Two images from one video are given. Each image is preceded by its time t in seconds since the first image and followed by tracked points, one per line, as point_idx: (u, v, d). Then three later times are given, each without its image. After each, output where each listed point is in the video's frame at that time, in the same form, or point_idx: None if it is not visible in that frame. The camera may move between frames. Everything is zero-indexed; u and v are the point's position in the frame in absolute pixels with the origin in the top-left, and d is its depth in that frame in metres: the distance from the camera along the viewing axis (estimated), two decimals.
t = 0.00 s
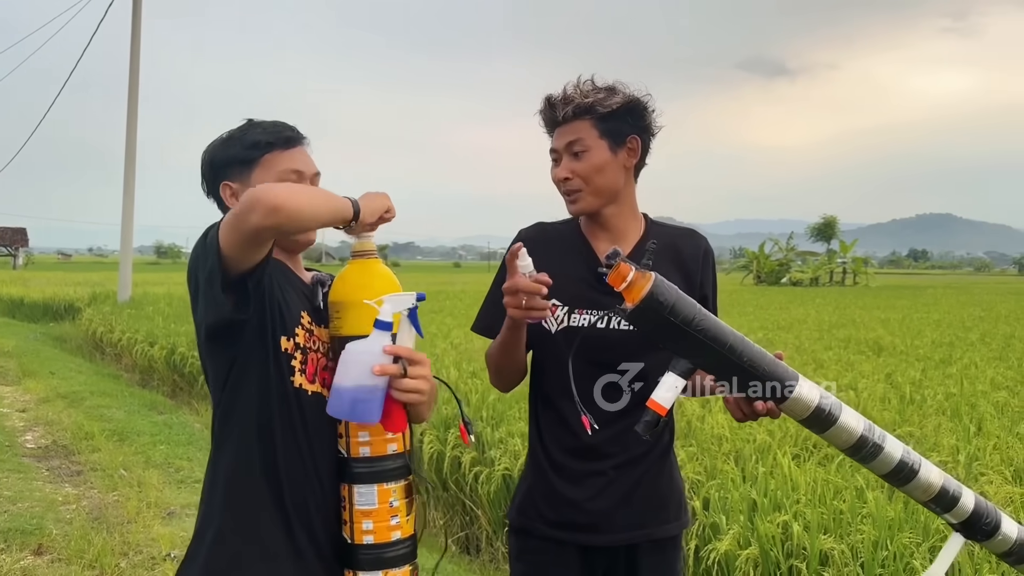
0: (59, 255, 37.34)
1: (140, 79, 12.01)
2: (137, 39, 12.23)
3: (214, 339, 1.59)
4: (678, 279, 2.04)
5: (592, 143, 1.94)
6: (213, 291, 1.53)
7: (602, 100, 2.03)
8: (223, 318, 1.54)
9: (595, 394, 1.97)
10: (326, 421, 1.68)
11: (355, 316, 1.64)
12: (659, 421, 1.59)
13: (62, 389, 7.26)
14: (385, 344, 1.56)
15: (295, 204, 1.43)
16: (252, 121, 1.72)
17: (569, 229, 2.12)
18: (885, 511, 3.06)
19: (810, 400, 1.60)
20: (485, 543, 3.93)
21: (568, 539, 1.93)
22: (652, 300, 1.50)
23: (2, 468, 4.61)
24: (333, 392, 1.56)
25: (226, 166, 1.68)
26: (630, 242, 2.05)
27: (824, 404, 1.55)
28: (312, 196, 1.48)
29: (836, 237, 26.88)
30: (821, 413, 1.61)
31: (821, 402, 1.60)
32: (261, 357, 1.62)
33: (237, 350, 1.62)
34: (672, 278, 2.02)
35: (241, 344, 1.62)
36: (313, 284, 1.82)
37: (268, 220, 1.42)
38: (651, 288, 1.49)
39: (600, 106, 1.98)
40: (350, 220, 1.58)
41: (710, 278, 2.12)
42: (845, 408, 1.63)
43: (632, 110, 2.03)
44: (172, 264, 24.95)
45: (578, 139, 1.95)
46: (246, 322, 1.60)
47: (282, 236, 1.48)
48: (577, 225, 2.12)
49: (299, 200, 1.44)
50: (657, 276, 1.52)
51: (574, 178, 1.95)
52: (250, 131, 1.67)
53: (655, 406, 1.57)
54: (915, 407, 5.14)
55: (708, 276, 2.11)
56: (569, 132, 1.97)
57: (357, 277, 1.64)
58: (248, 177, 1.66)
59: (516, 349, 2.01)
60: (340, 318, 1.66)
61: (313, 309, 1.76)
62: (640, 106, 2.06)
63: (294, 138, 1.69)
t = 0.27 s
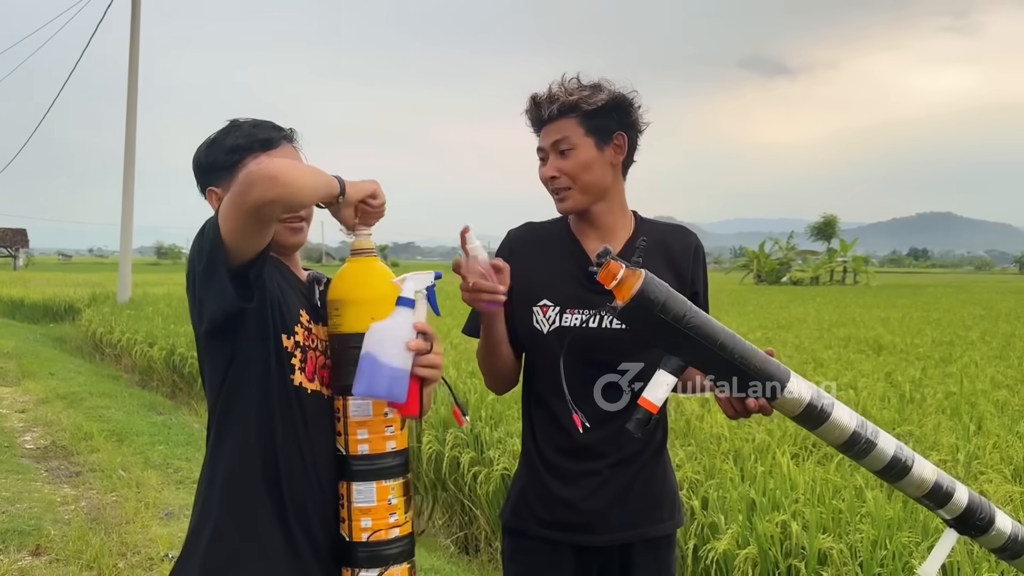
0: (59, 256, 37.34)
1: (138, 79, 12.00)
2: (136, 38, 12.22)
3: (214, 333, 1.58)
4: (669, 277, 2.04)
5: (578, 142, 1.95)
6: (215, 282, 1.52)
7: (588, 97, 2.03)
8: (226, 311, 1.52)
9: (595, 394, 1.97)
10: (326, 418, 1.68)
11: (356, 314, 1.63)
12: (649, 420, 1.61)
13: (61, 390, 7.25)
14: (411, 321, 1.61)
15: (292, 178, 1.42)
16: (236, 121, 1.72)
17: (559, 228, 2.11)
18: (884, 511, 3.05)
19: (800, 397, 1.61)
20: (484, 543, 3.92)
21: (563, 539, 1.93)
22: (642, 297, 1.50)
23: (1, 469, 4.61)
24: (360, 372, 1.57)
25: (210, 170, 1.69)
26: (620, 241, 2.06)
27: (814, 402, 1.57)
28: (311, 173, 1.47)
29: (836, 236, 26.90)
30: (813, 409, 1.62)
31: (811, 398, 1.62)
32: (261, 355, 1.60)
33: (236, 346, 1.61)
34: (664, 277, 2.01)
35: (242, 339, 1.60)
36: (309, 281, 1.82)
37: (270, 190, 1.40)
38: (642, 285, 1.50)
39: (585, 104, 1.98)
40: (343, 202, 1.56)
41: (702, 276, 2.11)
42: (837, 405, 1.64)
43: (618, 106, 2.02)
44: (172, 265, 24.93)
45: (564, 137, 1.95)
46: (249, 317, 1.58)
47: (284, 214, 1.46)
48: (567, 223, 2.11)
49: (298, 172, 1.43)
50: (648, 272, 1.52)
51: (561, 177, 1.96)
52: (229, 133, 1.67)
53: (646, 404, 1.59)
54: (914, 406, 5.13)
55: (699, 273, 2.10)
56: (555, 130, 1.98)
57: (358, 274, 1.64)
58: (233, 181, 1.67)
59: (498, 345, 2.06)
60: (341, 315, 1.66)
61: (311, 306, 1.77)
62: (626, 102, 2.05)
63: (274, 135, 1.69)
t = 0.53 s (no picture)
0: (64, 257, 37.41)
1: (142, 80, 12.02)
2: (140, 40, 12.24)
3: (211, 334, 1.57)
4: (663, 274, 2.04)
5: (566, 141, 1.95)
6: (206, 285, 1.51)
7: (576, 95, 2.03)
8: (219, 313, 1.52)
9: (595, 394, 1.96)
10: (324, 418, 1.67)
11: (366, 312, 1.63)
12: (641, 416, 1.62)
13: (65, 391, 7.26)
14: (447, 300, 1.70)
15: (283, 183, 1.44)
16: (229, 123, 1.71)
17: (550, 228, 2.11)
18: (886, 510, 3.05)
19: (795, 394, 1.61)
20: (487, 542, 3.92)
21: (561, 540, 1.92)
22: (635, 294, 1.52)
23: (5, 469, 4.61)
24: (413, 351, 1.60)
25: (203, 173, 1.68)
26: (611, 240, 2.06)
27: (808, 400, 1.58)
28: (298, 172, 1.49)
29: (841, 235, 26.85)
30: (807, 407, 1.63)
31: (806, 395, 1.62)
32: (258, 355, 1.59)
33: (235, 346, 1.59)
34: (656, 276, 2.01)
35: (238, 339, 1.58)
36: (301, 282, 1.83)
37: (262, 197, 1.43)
38: (635, 282, 1.51)
39: (573, 103, 1.98)
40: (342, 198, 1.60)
41: (695, 274, 2.11)
42: (831, 402, 1.64)
43: (606, 105, 2.02)
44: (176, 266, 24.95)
45: (552, 136, 1.96)
46: (245, 318, 1.57)
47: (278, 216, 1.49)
48: (557, 223, 2.12)
49: (286, 174, 1.45)
50: (640, 270, 1.53)
51: (550, 175, 1.96)
52: (224, 136, 1.67)
53: (639, 400, 1.60)
54: (918, 405, 5.12)
55: (691, 269, 2.10)
56: (543, 129, 1.98)
57: (364, 274, 1.64)
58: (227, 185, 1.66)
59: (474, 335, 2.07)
60: (347, 315, 1.64)
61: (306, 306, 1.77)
62: (615, 100, 2.05)
63: (267, 138, 1.69)
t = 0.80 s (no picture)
0: (72, 258, 37.54)
1: (150, 82, 12.06)
2: (147, 41, 12.28)
3: (213, 338, 1.58)
4: (658, 275, 2.03)
5: (560, 143, 1.94)
6: (213, 289, 1.51)
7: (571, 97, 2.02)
8: (223, 320, 1.53)
9: (595, 394, 1.95)
10: (321, 420, 1.67)
11: (361, 316, 1.64)
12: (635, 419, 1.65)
13: (73, 392, 7.29)
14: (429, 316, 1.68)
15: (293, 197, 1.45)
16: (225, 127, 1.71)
17: (546, 229, 2.11)
18: (892, 511, 3.04)
19: (787, 396, 1.61)
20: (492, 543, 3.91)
21: (558, 540, 1.92)
22: (626, 296, 1.51)
23: (13, 470, 4.63)
24: (387, 364, 1.59)
25: (199, 176, 1.68)
26: (608, 242, 2.05)
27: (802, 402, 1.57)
28: (306, 184, 1.49)
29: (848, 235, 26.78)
30: (800, 410, 1.62)
31: (798, 398, 1.61)
32: (259, 358, 1.60)
33: (236, 350, 1.60)
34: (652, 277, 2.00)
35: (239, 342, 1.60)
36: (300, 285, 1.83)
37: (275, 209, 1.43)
38: (627, 284, 1.50)
39: (568, 104, 1.97)
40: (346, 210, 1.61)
41: (691, 274, 2.10)
42: (825, 405, 1.64)
43: (601, 107, 2.02)
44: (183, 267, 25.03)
45: (546, 139, 1.95)
46: (246, 321, 1.58)
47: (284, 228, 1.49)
48: (554, 224, 2.11)
49: (296, 188, 1.45)
50: (632, 271, 1.53)
51: (544, 177, 1.96)
52: (223, 138, 1.67)
53: (632, 404, 1.62)
54: (925, 405, 5.10)
55: (688, 270, 2.09)
56: (537, 131, 1.97)
57: (360, 276, 1.65)
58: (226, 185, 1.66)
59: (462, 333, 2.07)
60: (341, 318, 1.65)
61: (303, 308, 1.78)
62: (610, 102, 2.04)
63: (264, 140, 1.70)
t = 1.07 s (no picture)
0: (84, 259, 37.73)
1: (160, 83, 12.11)
2: (158, 42, 12.33)
3: (210, 344, 1.58)
4: (660, 275, 2.03)
5: (558, 145, 1.94)
6: (215, 296, 1.52)
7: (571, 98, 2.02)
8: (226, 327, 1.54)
9: (595, 395, 1.95)
10: (319, 422, 1.68)
11: (355, 319, 1.63)
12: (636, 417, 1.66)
13: (83, 392, 7.33)
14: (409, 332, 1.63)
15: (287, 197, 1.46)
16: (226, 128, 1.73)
17: (547, 230, 2.11)
18: (901, 513, 3.02)
19: (790, 398, 1.60)
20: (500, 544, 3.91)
21: (560, 541, 1.92)
22: (628, 296, 1.51)
23: (24, 470, 4.66)
24: (361, 383, 1.58)
25: (202, 175, 1.68)
26: (609, 243, 2.05)
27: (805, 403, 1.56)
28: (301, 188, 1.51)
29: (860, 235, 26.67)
30: (802, 412, 1.61)
31: (801, 400, 1.61)
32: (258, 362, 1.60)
33: (235, 354, 1.60)
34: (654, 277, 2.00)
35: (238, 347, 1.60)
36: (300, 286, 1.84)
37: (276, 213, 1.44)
38: (629, 283, 1.50)
39: (566, 106, 1.97)
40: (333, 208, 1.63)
41: (693, 274, 2.10)
42: (827, 408, 1.63)
43: (601, 108, 2.01)
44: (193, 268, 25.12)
45: (545, 141, 1.95)
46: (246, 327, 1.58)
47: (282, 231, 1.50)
48: (554, 225, 2.11)
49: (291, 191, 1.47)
50: (634, 272, 1.53)
51: (543, 179, 1.96)
52: (224, 137, 1.68)
53: (633, 403, 1.63)
54: (936, 406, 5.07)
55: (690, 270, 2.08)
56: (536, 134, 1.98)
57: (356, 279, 1.64)
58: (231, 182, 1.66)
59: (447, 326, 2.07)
60: (336, 321, 1.65)
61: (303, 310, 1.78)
62: (610, 103, 2.04)
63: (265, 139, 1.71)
